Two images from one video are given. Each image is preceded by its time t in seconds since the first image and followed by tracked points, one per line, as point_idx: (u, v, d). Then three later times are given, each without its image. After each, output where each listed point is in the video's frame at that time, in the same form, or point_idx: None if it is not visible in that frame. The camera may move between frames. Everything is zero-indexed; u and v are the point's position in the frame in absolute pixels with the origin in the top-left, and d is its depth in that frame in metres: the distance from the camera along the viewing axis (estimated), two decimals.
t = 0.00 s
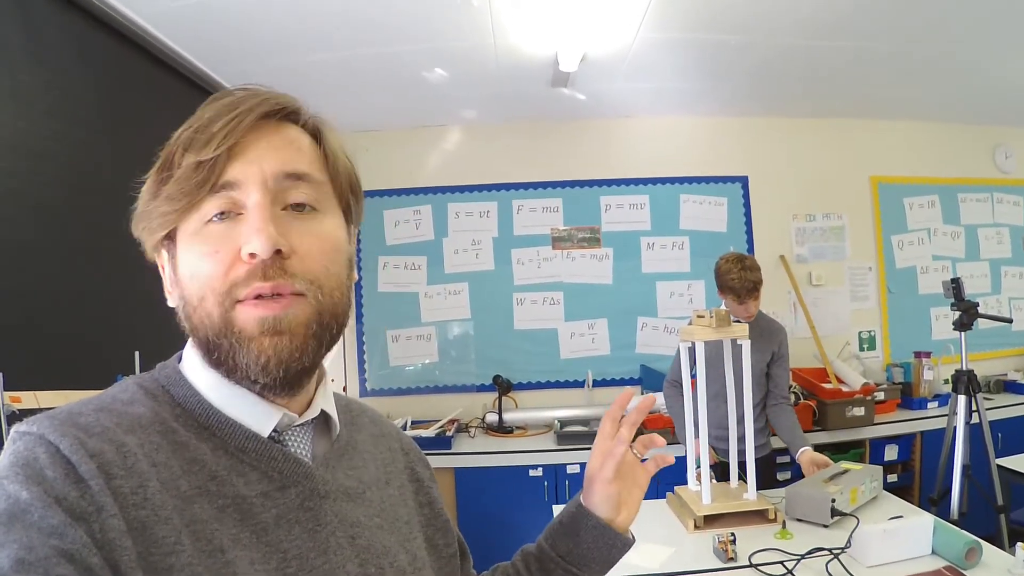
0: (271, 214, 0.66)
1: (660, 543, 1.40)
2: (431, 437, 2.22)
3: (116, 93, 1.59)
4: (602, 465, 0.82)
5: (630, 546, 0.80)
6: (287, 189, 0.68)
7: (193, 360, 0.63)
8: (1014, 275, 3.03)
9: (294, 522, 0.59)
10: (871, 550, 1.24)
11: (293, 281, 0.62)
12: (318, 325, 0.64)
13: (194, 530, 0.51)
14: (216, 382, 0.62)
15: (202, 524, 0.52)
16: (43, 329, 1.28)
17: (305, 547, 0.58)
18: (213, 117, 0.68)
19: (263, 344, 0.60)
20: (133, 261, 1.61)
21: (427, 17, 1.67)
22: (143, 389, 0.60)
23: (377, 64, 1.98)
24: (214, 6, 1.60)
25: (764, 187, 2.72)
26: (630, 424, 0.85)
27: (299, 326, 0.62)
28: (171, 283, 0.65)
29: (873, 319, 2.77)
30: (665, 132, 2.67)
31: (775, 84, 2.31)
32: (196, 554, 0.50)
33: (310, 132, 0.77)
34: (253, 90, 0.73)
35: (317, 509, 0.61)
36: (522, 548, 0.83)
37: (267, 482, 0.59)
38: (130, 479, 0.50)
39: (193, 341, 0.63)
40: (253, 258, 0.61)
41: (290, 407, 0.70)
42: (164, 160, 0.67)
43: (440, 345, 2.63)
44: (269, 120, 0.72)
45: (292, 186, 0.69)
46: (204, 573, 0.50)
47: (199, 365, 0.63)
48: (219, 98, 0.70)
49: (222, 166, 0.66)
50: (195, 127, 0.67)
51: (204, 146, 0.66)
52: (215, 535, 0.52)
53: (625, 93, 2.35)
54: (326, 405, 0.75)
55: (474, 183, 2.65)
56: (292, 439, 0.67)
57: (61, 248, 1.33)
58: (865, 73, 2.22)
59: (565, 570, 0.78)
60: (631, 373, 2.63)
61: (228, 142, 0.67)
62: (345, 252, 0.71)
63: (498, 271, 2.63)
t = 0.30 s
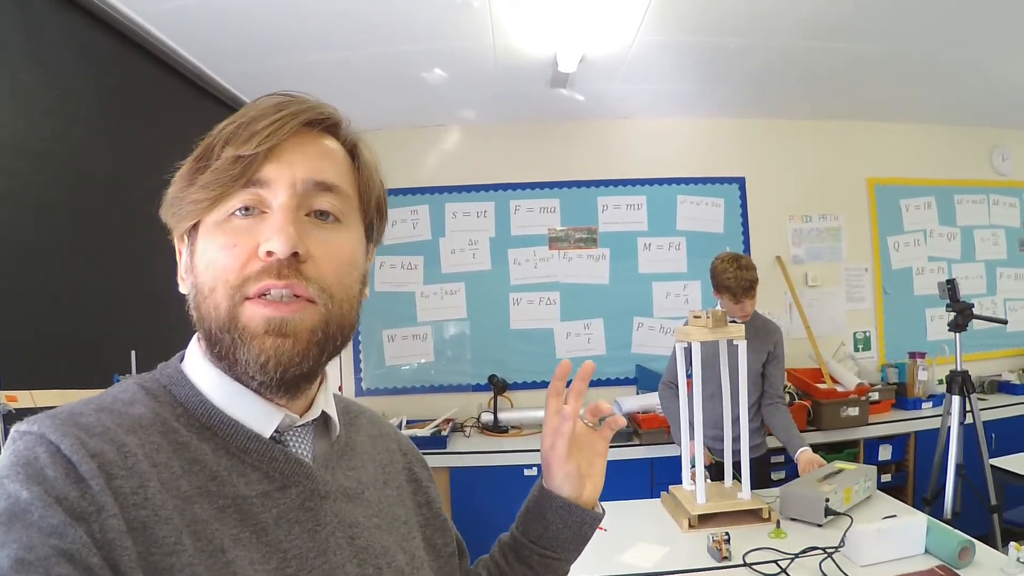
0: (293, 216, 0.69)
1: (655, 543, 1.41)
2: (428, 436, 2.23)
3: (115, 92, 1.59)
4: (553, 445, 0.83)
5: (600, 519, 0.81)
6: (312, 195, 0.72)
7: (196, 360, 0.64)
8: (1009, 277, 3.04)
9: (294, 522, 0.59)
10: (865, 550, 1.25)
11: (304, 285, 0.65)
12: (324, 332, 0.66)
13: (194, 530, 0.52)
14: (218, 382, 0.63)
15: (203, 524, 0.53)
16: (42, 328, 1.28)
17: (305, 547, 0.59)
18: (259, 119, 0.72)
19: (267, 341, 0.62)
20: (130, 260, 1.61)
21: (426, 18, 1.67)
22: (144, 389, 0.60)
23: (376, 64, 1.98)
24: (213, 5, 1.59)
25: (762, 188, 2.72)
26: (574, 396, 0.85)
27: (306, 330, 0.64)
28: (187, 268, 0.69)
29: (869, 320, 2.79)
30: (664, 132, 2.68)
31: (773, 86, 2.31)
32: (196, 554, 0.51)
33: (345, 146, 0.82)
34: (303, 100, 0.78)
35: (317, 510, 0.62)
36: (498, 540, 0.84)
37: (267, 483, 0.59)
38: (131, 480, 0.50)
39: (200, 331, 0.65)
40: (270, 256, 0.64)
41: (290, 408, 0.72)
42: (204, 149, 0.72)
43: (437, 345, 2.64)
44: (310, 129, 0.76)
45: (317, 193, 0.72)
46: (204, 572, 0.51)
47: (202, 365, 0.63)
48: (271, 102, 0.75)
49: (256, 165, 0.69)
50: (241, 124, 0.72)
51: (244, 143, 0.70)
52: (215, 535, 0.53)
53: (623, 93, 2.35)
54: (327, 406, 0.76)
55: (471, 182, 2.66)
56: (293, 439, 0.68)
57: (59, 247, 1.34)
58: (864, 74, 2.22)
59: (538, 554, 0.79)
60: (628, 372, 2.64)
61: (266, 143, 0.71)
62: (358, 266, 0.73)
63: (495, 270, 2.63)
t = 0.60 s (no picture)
0: (301, 221, 0.69)
1: (658, 542, 1.40)
2: (430, 435, 2.23)
3: (117, 91, 1.59)
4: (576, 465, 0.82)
5: (613, 544, 0.80)
6: (321, 200, 0.72)
7: (196, 360, 0.64)
8: (1013, 276, 3.03)
9: (294, 522, 0.59)
10: (868, 550, 1.25)
11: (310, 291, 0.65)
12: (327, 339, 0.66)
13: (194, 529, 0.52)
14: (220, 382, 0.62)
15: (203, 524, 0.52)
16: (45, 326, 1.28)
17: (305, 547, 0.59)
18: (274, 119, 0.73)
19: (270, 345, 0.62)
20: (132, 257, 1.61)
21: (428, 16, 1.68)
22: (145, 388, 0.60)
23: (378, 63, 1.98)
24: (215, 4, 1.60)
25: (764, 187, 2.72)
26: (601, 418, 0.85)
27: (309, 337, 0.64)
28: (191, 265, 0.69)
29: (872, 319, 2.78)
30: (666, 131, 2.67)
31: (774, 85, 2.31)
32: (196, 553, 0.51)
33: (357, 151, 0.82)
34: (319, 103, 0.78)
35: (317, 510, 0.62)
36: (507, 550, 0.83)
37: (268, 482, 0.59)
38: (131, 479, 0.50)
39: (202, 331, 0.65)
40: (277, 261, 0.63)
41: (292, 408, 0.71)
42: (215, 145, 0.72)
43: (439, 343, 2.64)
44: (323, 133, 0.76)
45: (327, 199, 0.72)
46: (204, 572, 0.50)
47: (203, 365, 0.63)
48: (287, 103, 0.75)
49: (267, 166, 0.69)
50: (254, 123, 0.72)
51: (256, 143, 0.70)
52: (215, 534, 0.53)
53: (625, 92, 2.35)
54: (327, 406, 0.76)
55: (474, 181, 2.66)
56: (293, 439, 0.68)
57: (60, 245, 1.34)
58: (866, 73, 2.22)
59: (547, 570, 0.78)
60: (630, 372, 2.64)
61: (278, 144, 0.71)
62: (364, 274, 0.73)
63: (497, 269, 2.63)
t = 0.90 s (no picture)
0: (302, 222, 0.69)
1: (659, 543, 1.40)
2: (431, 435, 2.23)
3: (117, 90, 1.59)
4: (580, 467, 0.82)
5: (616, 544, 0.80)
6: (323, 202, 0.72)
7: (196, 362, 0.64)
8: (1013, 276, 3.03)
9: (294, 523, 0.59)
10: (869, 550, 1.25)
11: (311, 293, 0.65)
12: (327, 341, 0.66)
13: (194, 531, 0.52)
14: (220, 383, 0.63)
15: (202, 525, 0.52)
16: (47, 326, 1.29)
17: (305, 549, 0.59)
18: (275, 121, 0.73)
19: (270, 347, 0.62)
20: (132, 257, 1.61)
21: (428, 17, 1.68)
22: (144, 389, 0.60)
23: (379, 62, 1.98)
24: (216, 4, 1.60)
25: (764, 187, 2.72)
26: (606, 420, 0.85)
27: (309, 339, 0.64)
28: (192, 266, 0.69)
29: (872, 319, 2.78)
30: (666, 131, 2.67)
31: (775, 85, 2.31)
32: (196, 555, 0.51)
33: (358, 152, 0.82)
34: (321, 105, 0.78)
35: (317, 511, 0.62)
36: (510, 549, 0.84)
37: (267, 484, 0.59)
38: (130, 481, 0.50)
39: (202, 332, 0.65)
40: (278, 262, 0.63)
41: (293, 410, 0.71)
42: (216, 146, 0.72)
43: (440, 343, 2.64)
44: (324, 135, 0.76)
45: (328, 200, 0.72)
46: (204, 573, 0.50)
47: (203, 367, 0.63)
48: (289, 104, 0.76)
49: (268, 167, 0.70)
50: (256, 125, 0.72)
51: (258, 144, 0.70)
52: (215, 536, 0.53)
53: (626, 92, 2.35)
54: (327, 408, 0.76)
55: (474, 181, 2.65)
56: (293, 441, 0.68)
57: (61, 245, 1.33)
58: (867, 73, 2.21)
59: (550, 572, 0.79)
60: (631, 372, 2.64)
61: (280, 146, 0.71)
62: (365, 276, 0.73)
63: (498, 269, 2.63)
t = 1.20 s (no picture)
0: (305, 220, 0.69)
1: (658, 545, 1.40)
2: (431, 437, 2.23)
3: (118, 91, 1.59)
4: (580, 471, 0.83)
5: (615, 548, 0.80)
6: (326, 201, 0.72)
7: (196, 362, 0.64)
8: (1012, 279, 3.04)
9: (293, 523, 0.59)
10: (869, 552, 1.25)
11: (312, 291, 0.65)
12: (328, 340, 0.66)
13: (194, 530, 0.52)
14: (220, 383, 0.63)
15: (202, 524, 0.53)
16: (48, 326, 1.29)
17: (305, 548, 0.59)
18: (279, 120, 0.73)
19: (271, 345, 0.62)
20: (132, 259, 1.61)
21: (427, 19, 1.68)
22: (144, 389, 0.60)
23: (379, 65, 1.99)
24: (216, 4, 1.60)
25: (764, 190, 2.72)
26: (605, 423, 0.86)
27: (310, 337, 0.64)
28: (193, 265, 0.69)
29: (872, 323, 2.78)
30: (666, 134, 2.68)
31: (775, 88, 2.31)
32: (196, 554, 0.51)
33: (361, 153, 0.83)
34: (325, 105, 0.78)
35: (317, 511, 0.62)
36: (508, 551, 0.83)
37: (267, 484, 0.59)
38: (130, 480, 0.50)
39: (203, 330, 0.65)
40: (281, 260, 0.64)
41: (292, 411, 0.71)
42: (219, 144, 0.72)
43: (440, 346, 2.64)
44: (328, 135, 0.77)
45: (331, 200, 0.73)
46: (204, 572, 0.50)
47: (203, 367, 0.63)
48: (293, 104, 0.76)
49: (272, 166, 0.70)
50: (260, 124, 0.73)
51: (261, 143, 0.71)
52: (215, 535, 0.53)
53: (626, 96, 2.35)
54: (327, 408, 0.76)
55: (474, 184, 2.66)
56: (293, 441, 0.68)
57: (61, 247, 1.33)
58: (866, 76, 2.21)
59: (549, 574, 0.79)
60: (630, 374, 2.64)
61: (284, 145, 0.71)
62: (366, 275, 0.74)
63: (498, 271, 2.63)
